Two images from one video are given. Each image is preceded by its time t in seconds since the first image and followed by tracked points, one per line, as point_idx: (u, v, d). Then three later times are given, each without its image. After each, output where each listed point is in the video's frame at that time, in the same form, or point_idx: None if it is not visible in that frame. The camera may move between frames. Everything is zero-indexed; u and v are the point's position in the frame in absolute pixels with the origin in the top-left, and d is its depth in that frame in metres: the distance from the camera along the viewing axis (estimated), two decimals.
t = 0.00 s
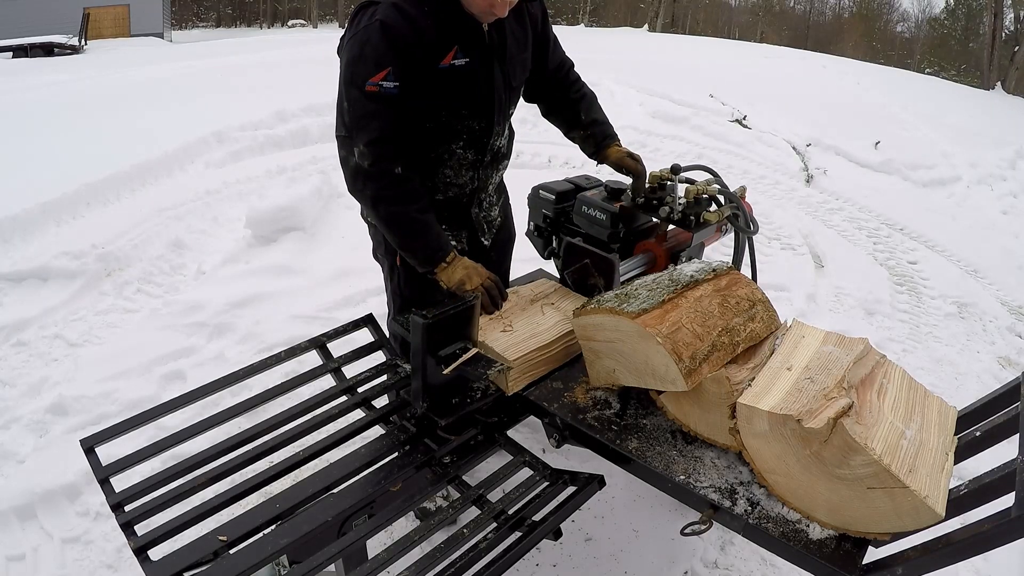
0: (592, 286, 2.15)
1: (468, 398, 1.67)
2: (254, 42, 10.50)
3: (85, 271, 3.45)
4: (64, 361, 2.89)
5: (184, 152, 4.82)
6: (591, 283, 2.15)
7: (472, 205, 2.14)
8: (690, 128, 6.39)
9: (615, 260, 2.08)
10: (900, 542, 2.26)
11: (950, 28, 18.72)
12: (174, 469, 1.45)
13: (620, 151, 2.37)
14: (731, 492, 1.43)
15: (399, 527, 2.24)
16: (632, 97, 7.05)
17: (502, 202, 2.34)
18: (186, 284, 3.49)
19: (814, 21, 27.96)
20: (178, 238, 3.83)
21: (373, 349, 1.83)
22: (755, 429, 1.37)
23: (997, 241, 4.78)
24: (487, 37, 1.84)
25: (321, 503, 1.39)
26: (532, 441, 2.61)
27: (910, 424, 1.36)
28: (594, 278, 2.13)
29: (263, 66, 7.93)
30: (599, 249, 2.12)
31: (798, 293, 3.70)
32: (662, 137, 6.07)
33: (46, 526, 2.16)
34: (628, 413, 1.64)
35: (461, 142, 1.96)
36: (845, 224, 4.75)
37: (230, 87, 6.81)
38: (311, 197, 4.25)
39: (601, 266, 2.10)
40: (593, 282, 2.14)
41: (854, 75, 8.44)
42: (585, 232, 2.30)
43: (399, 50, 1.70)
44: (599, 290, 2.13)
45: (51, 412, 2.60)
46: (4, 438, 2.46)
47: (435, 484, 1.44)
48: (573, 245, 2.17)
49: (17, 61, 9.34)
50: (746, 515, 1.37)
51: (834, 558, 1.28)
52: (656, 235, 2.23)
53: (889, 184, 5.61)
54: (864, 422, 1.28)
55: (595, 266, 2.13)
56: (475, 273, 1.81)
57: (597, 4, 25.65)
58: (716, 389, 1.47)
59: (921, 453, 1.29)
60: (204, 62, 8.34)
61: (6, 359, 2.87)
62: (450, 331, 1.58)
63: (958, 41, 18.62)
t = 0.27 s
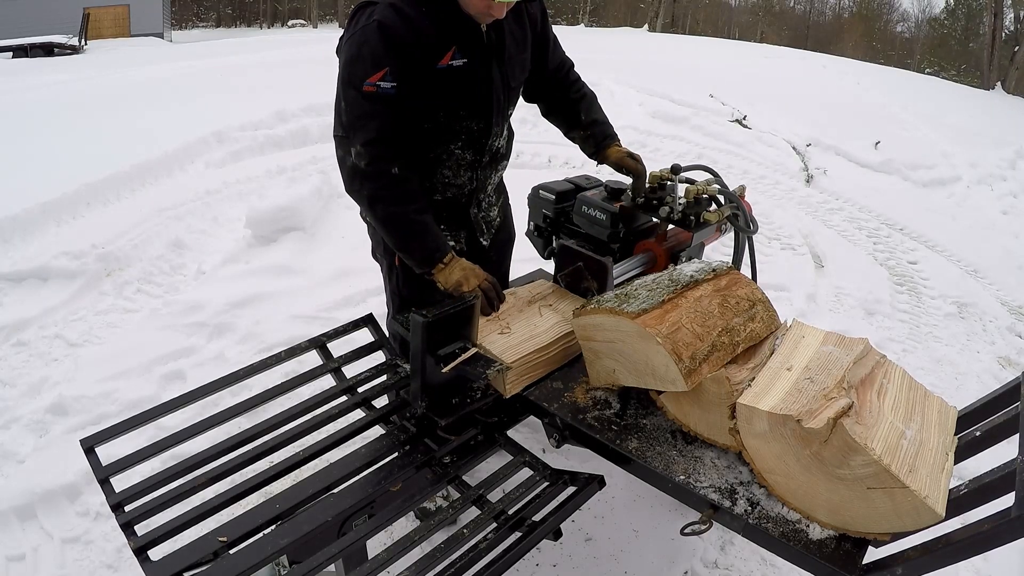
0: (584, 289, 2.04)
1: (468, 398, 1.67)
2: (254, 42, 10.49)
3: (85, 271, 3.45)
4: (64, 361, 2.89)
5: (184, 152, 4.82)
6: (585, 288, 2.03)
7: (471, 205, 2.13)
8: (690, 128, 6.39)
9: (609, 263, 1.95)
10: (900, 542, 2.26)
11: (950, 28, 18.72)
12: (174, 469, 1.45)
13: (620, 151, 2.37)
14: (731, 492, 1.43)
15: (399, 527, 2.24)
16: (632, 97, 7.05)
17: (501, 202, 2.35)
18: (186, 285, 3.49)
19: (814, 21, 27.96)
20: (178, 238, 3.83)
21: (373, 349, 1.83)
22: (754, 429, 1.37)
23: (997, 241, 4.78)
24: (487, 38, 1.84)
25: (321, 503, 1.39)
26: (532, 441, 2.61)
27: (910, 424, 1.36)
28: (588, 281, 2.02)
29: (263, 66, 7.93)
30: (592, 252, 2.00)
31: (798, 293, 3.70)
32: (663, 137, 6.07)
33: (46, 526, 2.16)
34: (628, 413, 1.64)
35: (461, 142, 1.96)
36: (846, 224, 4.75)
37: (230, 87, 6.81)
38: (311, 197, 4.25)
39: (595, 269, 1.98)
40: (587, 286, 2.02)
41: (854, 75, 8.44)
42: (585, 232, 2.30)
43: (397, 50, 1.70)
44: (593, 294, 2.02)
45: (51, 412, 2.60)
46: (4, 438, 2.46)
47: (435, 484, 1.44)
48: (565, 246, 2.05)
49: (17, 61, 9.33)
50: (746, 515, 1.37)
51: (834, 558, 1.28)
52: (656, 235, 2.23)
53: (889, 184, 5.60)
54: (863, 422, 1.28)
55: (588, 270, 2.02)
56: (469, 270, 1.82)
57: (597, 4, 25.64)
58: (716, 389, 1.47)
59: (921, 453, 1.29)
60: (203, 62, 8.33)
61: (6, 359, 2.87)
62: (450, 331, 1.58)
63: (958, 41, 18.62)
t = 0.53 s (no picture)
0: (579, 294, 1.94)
1: (468, 398, 1.67)
2: (254, 42, 10.49)
3: (85, 271, 3.45)
4: (64, 361, 2.89)
5: (184, 152, 4.82)
6: (579, 292, 1.94)
7: (470, 205, 2.13)
8: (690, 128, 6.39)
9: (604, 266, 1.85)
10: (900, 542, 2.26)
11: (950, 28, 18.72)
12: (174, 469, 1.44)
13: (620, 151, 2.37)
14: (731, 492, 1.43)
15: (399, 527, 2.24)
16: (632, 97, 7.05)
17: (501, 202, 2.35)
18: (185, 285, 3.49)
19: (814, 21, 27.97)
20: (178, 238, 3.83)
21: (373, 348, 1.83)
22: (754, 429, 1.37)
23: (997, 241, 4.78)
24: (485, 38, 1.83)
25: (321, 503, 1.39)
26: (532, 441, 2.61)
27: (910, 424, 1.36)
28: (581, 286, 1.92)
29: (263, 66, 7.93)
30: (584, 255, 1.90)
31: (798, 293, 3.70)
32: (663, 137, 6.07)
33: (45, 526, 2.16)
34: (628, 413, 1.64)
35: (458, 142, 1.96)
36: (846, 224, 4.75)
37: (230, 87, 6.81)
38: (311, 197, 4.25)
39: (587, 272, 1.87)
40: (580, 289, 1.93)
41: (854, 75, 8.44)
42: (586, 231, 2.31)
43: (392, 50, 1.70)
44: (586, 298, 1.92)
45: (51, 412, 2.60)
46: (4, 438, 2.46)
47: (435, 484, 1.44)
48: (557, 249, 1.95)
49: (17, 61, 9.33)
50: (746, 515, 1.37)
51: (834, 559, 1.28)
52: (656, 235, 2.22)
53: (889, 184, 5.60)
54: (863, 422, 1.28)
55: (580, 274, 1.92)
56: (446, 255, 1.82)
57: (597, 5, 25.64)
58: (716, 389, 1.47)
59: (921, 454, 1.29)
60: (204, 62, 8.34)
61: (6, 359, 2.86)
62: (450, 331, 1.58)
63: (958, 41, 18.62)
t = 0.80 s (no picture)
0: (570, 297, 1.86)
1: (468, 398, 1.67)
2: (254, 42, 10.49)
3: (85, 271, 3.45)
4: (64, 361, 2.89)
5: (185, 151, 4.82)
6: (570, 296, 1.86)
7: (469, 205, 2.13)
8: (690, 128, 6.39)
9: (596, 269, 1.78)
10: (900, 542, 2.27)
11: (950, 28, 18.72)
12: (174, 469, 1.44)
13: (620, 151, 2.37)
14: (731, 491, 1.43)
15: (399, 527, 2.24)
16: (632, 97, 7.05)
17: (501, 202, 2.36)
18: (185, 285, 3.49)
19: (814, 21, 27.97)
20: (178, 237, 3.83)
21: (374, 348, 1.83)
22: (754, 429, 1.37)
23: (997, 241, 4.78)
24: (484, 39, 1.83)
25: (321, 503, 1.39)
26: (532, 441, 2.61)
27: (910, 424, 1.36)
28: (573, 289, 1.84)
29: (263, 66, 7.93)
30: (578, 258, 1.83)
31: (798, 293, 3.70)
32: (663, 137, 6.07)
33: (45, 526, 2.16)
34: (628, 413, 1.64)
35: (456, 142, 1.96)
36: (846, 224, 4.75)
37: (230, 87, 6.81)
38: (311, 197, 4.25)
39: (578, 275, 1.81)
40: (572, 293, 1.85)
41: (854, 75, 8.44)
42: (586, 232, 2.33)
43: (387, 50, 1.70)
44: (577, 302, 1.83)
45: (51, 412, 2.60)
46: (4, 438, 2.46)
47: (435, 484, 1.44)
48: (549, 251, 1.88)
49: (17, 61, 9.32)
50: (746, 515, 1.37)
51: (834, 558, 1.28)
52: (656, 235, 2.21)
53: (889, 184, 5.60)
54: (864, 422, 1.28)
55: (573, 277, 1.84)
56: (398, 292, 1.87)
57: (597, 5, 25.64)
58: (716, 389, 1.47)
59: (921, 454, 1.29)
60: (204, 62, 8.34)
61: (6, 359, 2.86)
62: (449, 331, 1.57)
63: (958, 41, 18.62)
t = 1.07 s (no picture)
0: (561, 302, 1.89)
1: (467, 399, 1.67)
2: (254, 42, 10.49)
3: (85, 271, 3.45)
4: (64, 361, 2.89)
5: (185, 151, 4.82)
6: (562, 300, 1.88)
7: (468, 205, 2.13)
8: (690, 128, 6.39)
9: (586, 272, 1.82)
10: (900, 542, 2.27)
11: (950, 28, 18.72)
12: (174, 469, 1.44)
13: (620, 151, 2.37)
14: (731, 491, 1.43)
15: (399, 528, 2.25)
16: (632, 97, 7.05)
17: (501, 202, 2.36)
18: (186, 285, 3.49)
19: (814, 21, 27.96)
20: (178, 238, 3.83)
21: (374, 348, 1.83)
22: (754, 429, 1.37)
23: (997, 241, 4.78)
24: (482, 39, 1.83)
25: (321, 503, 1.39)
26: (532, 441, 2.62)
27: (910, 424, 1.36)
28: (565, 293, 1.87)
29: (263, 66, 7.93)
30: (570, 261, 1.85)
31: (798, 293, 3.70)
32: (663, 137, 6.07)
33: (46, 526, 2.17)
34: (628, 413, 1.64)
35: (454, 142, 1.96)
36: (846, 224, 4.75)
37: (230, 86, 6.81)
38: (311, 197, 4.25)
39: (569, 278, 1.83)
40: (564, 297, 1.88)
41: (854, 75, 8.44)
42: (586, 232, 2.33)
43: (381, 48, 1.70)
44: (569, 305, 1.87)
45: (51, 412, 2.60)
46: (4, 438, 2.46)
47: (435, 484, 1.44)
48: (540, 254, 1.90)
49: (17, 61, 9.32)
50: (746, 515, 1.37)
51: (834, 559, 1.28)
52: (656, 235, 2.21)
53: (889, 184, 5.60)
54: (864, 422, 1.28)
55: (564, 280, 1.86)
56: (370, 298, 1.87)
57: (597, 5, 25.62)
58: (716, 389, 1.47)
59: (921, 454, 1.29)
60: (204, 62, 8.33)
61: (6, 359, 2.86)
62: (450, 331, 1.57)
63: (958, 41, 18.62)
